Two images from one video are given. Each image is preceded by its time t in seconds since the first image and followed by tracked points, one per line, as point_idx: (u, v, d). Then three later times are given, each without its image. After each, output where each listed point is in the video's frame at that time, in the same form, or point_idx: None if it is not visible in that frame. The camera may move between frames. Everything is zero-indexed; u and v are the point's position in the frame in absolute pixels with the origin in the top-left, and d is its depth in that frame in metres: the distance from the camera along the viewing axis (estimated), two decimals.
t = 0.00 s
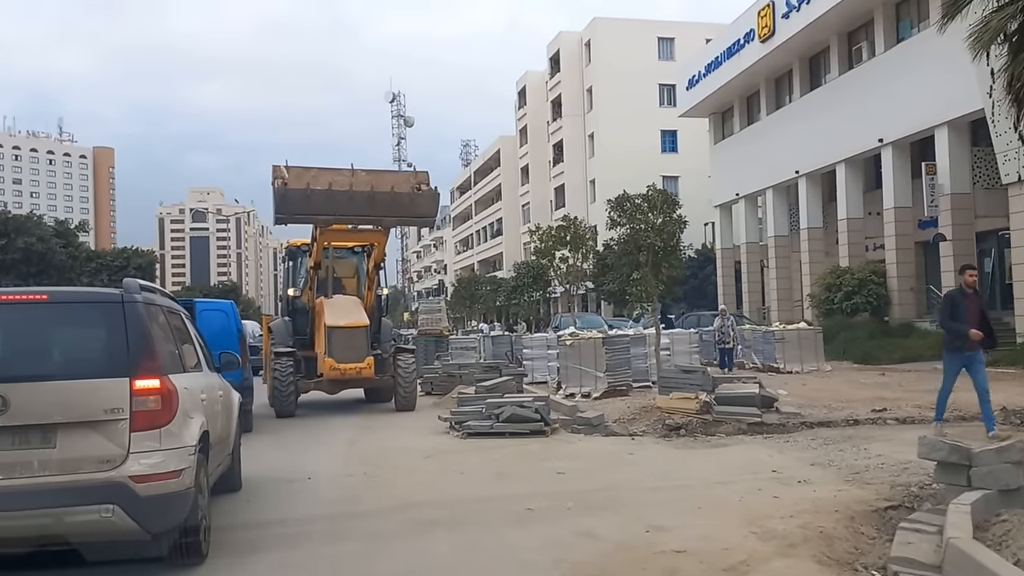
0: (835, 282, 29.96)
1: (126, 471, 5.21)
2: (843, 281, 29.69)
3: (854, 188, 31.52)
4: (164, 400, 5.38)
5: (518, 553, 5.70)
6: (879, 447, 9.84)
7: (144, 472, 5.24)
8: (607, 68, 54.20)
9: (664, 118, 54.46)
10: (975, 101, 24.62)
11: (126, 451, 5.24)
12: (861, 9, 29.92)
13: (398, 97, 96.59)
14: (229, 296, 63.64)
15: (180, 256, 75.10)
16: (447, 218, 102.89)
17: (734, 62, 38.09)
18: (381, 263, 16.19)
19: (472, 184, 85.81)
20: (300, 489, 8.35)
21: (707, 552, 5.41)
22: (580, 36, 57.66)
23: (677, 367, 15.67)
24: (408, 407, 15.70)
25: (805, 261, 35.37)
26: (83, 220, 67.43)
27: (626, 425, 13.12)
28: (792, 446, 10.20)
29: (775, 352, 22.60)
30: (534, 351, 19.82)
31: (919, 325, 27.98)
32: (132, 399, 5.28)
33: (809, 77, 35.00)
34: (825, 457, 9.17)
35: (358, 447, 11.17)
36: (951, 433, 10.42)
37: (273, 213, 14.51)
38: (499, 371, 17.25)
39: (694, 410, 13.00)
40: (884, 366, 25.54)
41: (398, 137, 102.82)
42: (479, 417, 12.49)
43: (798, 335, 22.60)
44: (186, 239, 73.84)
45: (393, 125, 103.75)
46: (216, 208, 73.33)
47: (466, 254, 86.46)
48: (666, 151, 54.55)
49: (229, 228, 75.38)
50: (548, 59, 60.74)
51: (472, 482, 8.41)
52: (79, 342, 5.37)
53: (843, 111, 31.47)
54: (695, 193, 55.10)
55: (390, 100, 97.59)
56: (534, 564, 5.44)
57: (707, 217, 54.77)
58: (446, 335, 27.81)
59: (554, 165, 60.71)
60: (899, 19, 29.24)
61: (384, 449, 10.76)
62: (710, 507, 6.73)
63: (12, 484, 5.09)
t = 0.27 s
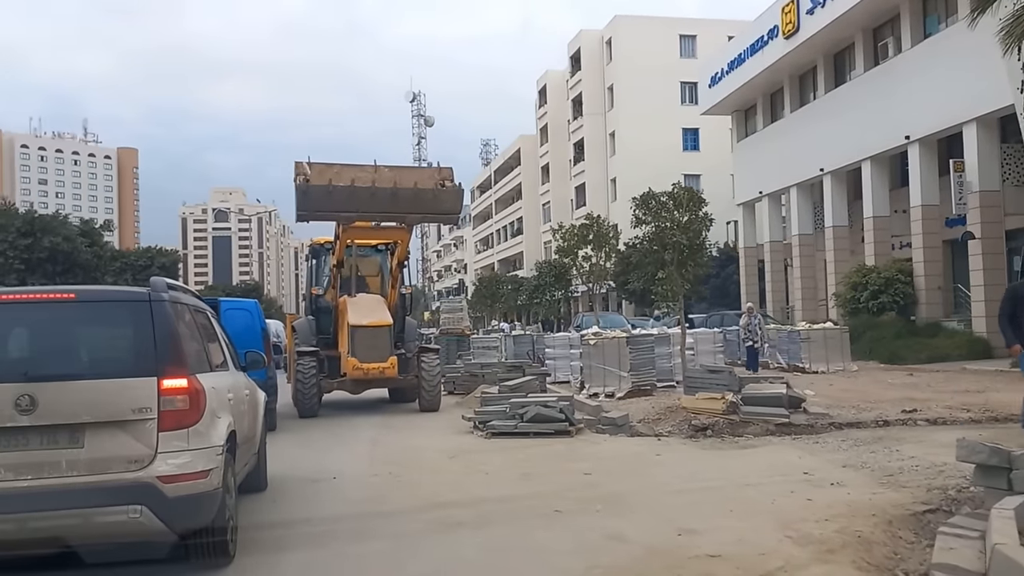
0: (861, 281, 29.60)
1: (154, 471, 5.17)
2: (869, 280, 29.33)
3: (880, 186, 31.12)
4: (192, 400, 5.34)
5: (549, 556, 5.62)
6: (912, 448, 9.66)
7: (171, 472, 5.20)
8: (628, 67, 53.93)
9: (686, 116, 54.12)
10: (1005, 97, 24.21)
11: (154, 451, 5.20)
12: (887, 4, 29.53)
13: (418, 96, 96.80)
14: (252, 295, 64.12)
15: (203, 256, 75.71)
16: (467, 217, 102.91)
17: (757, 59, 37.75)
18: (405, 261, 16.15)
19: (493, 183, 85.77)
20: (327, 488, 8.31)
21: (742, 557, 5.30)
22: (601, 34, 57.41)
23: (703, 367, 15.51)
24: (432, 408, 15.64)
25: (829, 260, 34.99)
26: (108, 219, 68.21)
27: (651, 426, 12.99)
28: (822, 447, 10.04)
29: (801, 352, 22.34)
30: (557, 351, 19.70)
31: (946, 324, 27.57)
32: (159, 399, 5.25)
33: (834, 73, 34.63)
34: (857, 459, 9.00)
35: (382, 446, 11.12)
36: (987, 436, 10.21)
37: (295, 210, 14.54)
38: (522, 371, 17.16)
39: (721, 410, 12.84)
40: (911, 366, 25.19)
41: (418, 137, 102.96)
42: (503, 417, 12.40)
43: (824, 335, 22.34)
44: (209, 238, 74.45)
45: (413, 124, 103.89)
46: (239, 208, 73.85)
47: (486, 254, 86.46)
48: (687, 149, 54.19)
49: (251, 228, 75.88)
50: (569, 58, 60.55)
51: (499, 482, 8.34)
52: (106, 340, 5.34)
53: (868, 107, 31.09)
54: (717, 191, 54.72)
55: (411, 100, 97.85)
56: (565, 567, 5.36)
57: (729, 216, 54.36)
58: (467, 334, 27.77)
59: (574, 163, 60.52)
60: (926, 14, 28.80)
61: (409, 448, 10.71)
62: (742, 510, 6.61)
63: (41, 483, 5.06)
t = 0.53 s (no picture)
0: (874, 279, 29.38)
1: (168, 470, 5.14)
2: (883, 277, 29.10)
3: (894, 183, 30.87)
4: (205, 399, 5.31)
5: (566, 557, 5.56)
6: (930, 448, 9.54)
7: (185, 470, 5.18)
8: (639, 64, 53.75)
9: (697, 114, 53.91)
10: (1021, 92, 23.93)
11: (168, 450, 5.17)
12: None
13: (429, 95, 96.85)
14: (264, 293, 64.32)
15: (215, 255, 75.98)
16: (478, 215, 102.85)
17: (769, 55, 37.53)
18: (417, 258, 16.12)
19: (503, 181, 85.70)
20: (340, 487, 8.28)
21: (762, 558, 5.23)
22: (612, 31, 57.23)
23: (716, 365, 15.39)
24: (444, 407, 15.58)
25: (842, 258, 34.73)
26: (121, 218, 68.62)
27: (665, 424, 12.90)
28: (838, 447, 9.92)
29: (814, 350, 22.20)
30: (569, 349, 19.64)
31: (961, 323, 27.32)
32: (173, 397, 5.21)
33: (847, 70, 34.40)
34: (875, 458, 8.89)
35: (394, 445, 11.07)
36: (1007, 435, 10.08)
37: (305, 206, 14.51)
38: (534, 369, 17.11)
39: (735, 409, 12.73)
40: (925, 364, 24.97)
41: (429, 135, 102.99)
42: (515, 415, 12.35)
43: (838, 333, 22.17)
44: (221, 237, 74.72)
45: (424, 122, 103.91)
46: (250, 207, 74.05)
47: (497, 252, 86.41)
48: (699, 146, 53.97)
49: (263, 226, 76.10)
50: (580, 56, 60.41)
51: (514, 481, 8.28)
52: (120, 338, 5.31)
53: (882, 103, 30.85)
54: (729, 189, 54.49)
55: (421, 98, 97.93)
56: (582, 568, 5.30)
57: (741, 214, 54.14)
58: (478, 332, 27.72)
59: (585, 161, 60.37)
60: (942, 9, 28.54)
61: (422, 447, 10.66)
62: (761, 510, 6.53)
63: (55, 482, 5.04)
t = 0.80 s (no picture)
0: (879, 277, 29.32)
1: (176, 466, 5.17)
2: (888, 275, 29.04)
3: (899, 180, 30.80)
4: (213, 396, 5.34)
5: (570, 555, 5.57)
6: (936, 447, 9.52)
7: (193, 467, 5.21)
8: (644, 62, 53.67)
9: (702, 112, 53.82)
10: None
11: (176, 447, 5.21)
12: None
13: (434, 94, 96.87)
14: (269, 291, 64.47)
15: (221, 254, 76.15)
16: (482, 213, 102.81)
17: (774, 53, 37.45)
18: (422, 256, 16.14)
19: (508, 180, 85.66)
20: (345, 485, 8.29)
21: (766, 556, 5.24)
22: (617, 29, 57.15)
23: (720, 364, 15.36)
24: (450, 407, 15.56)
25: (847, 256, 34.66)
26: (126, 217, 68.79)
27: (669, 423, 12.90)
28: (843, 445, 9.91)
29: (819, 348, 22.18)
30: (573, 347, 19.65)
31: (966, 321, 27.25)
32: (181, 395, 5.25)
33: (852, 67, 34.33)
34: (880, 457, 8.88)
35: (399, 443, 11.08)
36: (1013, 434, 10.04)
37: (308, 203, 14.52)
38: (539, 367, 17.12)
39: (739, 408, 12.71)
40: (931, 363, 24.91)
41: (433, 134, 102.99)
42: (519, 414, 12.34)
43: (844, 331, 22.12)
44: (226, 236, 74.90)
45: (428, 121, 103.92)
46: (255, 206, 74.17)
47: (501, 250, 86.41)
48: (703, 145, 53.89)
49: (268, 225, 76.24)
50: (584, 54, 60.34)
51: (519, 479, 8.29)
52: (128, 336, 5.33)
53: (887, 101, 30.75)
54: (734, 187, 54.40)
55: (426, 97, 97.96)
56: (586, 566, 5.31)
57: (746, 212, 54.05)
58: (483, 330, 27.71)
59: (590, 160, 60.32)
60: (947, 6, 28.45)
61: (427, 446, 10.67)
62: (765, 508, 6.53)
63: (66, 478, 5.06)
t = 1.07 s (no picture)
0: (884, 278, 29.23)
1: (187, 464, 5.21)
2: (893, 276, 28.94)
3: (904, 181, 30.75)
4: (222, 396, 5.38)
5: (574, 555, 5.58)
6: (940, 447, 9.52)
7: (204, 464, 5.25)
8: (647, 63, 53.66)
9: (706, 112, 53.81)
10: None
11: (187, 444, 5.25)
12: None
13: (438, 95, 96.96)
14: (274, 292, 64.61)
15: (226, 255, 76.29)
16: (486, 214, 102.83)
17: (778, 54, 37.42)
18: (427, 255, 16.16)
19: (512, 181, 85.72)
20: (350, 485, 8.31)
21: (770, 556, 5.24)
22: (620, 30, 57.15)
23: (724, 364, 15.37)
24: (454, 407, 15.58)
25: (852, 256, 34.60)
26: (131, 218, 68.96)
27: (674, 423, 12.92)
28: (848, 446, 9.90)
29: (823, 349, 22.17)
30: (577, 347, 19.69)
31: (971, 321, 27.19)
32: (191, 394, 5.29)
33: (856, 67, 34.28)
34: (884, 457, 8.87)
35: (403, 443, 11.09)
36: (1018, 434, 10.03)
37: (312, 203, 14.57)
38: (543, 368, 17.17)
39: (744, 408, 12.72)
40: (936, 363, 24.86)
41: (437, 135, 103.07)
42: (524, 414, 12.35)
43: (848, 332, 22.08)
44: (231, 237, 75.09)
45: (432, 122, 104.02)
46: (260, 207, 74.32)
47: (506, 251, 86.44)
48: (707, 145, 53.87)
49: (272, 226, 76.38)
50: (588, 55, 60.35)
51: (524, 479, 8.31)
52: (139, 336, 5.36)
53: (891, 101, 30.68)
54: (738, 187, 54.38)
55: (430, 98, 98.05)
56: (590, 565, 5.32)
57: (750, 212, 54.03)
58: (487, 331, 27.71)
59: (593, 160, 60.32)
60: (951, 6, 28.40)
61: (431, 446, 10.69)
62: (770, 508, 6.53)
63: (79, 475, 5.09)
